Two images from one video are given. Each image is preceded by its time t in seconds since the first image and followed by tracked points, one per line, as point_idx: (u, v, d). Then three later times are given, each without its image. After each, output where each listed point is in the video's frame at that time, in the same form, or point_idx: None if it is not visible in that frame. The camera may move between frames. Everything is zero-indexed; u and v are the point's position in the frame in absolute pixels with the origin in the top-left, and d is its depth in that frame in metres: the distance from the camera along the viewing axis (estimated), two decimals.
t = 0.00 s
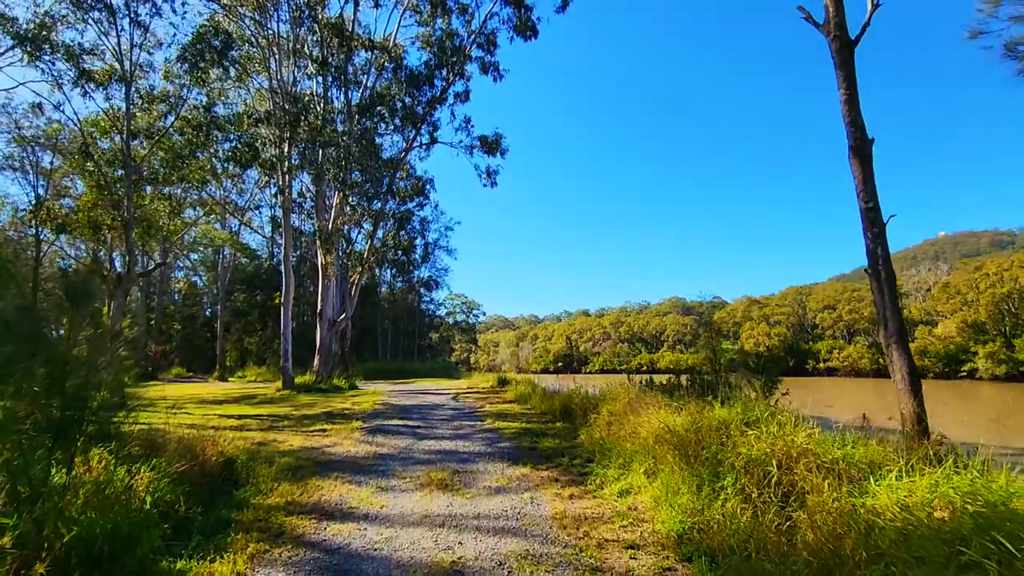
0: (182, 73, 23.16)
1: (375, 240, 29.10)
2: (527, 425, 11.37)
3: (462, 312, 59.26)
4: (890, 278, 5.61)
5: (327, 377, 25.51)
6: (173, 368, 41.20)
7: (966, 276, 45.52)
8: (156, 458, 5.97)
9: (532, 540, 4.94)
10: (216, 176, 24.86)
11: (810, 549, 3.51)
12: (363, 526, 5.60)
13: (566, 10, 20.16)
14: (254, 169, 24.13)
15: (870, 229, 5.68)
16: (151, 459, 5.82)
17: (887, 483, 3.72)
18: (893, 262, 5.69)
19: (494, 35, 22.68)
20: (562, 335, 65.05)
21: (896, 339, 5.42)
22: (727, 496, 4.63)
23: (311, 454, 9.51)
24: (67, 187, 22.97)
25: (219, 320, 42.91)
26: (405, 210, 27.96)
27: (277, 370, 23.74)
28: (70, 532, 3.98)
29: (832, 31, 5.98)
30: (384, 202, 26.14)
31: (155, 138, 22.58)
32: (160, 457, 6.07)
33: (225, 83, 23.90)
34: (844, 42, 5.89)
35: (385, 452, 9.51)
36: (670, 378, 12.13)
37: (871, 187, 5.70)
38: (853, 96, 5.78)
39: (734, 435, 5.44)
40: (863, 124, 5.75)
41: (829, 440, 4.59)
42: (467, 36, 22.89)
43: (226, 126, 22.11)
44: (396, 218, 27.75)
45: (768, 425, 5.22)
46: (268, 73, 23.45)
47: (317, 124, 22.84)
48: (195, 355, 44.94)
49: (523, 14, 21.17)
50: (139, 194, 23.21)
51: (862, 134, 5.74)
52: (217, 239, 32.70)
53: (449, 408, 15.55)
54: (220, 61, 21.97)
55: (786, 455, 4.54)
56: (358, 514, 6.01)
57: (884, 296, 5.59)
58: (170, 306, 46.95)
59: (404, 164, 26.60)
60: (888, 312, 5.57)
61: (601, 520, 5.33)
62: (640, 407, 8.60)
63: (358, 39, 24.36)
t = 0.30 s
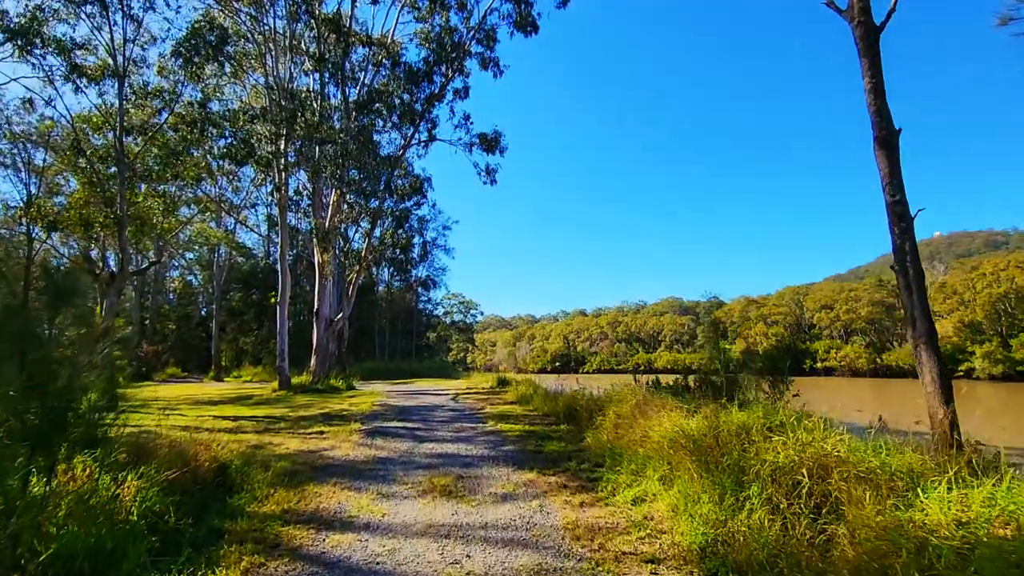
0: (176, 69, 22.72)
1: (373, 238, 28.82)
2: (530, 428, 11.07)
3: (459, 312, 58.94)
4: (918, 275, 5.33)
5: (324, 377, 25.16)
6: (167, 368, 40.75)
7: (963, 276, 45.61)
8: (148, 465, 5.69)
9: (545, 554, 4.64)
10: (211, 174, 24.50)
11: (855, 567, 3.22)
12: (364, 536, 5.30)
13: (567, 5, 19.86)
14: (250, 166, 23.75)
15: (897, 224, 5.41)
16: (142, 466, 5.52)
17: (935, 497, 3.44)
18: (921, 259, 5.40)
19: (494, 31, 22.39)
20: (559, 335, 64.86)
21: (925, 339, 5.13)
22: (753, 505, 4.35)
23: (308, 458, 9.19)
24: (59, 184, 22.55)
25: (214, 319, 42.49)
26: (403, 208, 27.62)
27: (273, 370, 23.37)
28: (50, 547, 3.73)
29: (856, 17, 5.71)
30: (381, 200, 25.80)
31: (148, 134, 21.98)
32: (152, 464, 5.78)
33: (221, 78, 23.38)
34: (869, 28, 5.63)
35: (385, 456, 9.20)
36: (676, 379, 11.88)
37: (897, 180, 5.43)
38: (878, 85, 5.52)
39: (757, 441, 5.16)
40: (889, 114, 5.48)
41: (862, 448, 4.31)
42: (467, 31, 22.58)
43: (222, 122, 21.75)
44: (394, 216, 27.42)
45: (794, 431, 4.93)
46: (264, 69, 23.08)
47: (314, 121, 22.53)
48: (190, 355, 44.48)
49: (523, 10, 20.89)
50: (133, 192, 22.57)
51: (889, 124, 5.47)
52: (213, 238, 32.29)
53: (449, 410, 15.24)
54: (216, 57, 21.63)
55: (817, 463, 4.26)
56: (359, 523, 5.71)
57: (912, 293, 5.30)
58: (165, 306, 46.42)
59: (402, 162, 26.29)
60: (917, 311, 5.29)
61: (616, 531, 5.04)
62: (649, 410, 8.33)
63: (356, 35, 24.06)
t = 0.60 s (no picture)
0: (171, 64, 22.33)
1: (370, 237, 28.52)
2: (532, 429, 10.77)
3: (457, 311, 58.72)
4: (948, 269, 5.02)
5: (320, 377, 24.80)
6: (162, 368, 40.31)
7: (960, 276, 45.64)
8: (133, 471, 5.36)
9: (556, 565, 4.35)
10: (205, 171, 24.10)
11: None
12: (362, 546, 4.98)
13: None
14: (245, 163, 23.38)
15: (925, 216, 5.13)
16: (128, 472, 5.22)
17: (986, 509, 3.13)
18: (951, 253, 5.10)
19: (494, 26, 22.11)
20: (557, 334, 64.61)
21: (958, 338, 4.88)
22: (778, 513, 4.04)
23: (304, 461, 8.87)
24: (50, 181, 22.11)
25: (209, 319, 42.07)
26: (400, 206, 27.31)
27: (268, 370, 22.99)
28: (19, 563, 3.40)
29: None
30: (379, 197, 25.45)
31: (141, 130, 21.54)
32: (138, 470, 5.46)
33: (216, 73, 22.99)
34: (894, 11, 5.34)
35: (383, 458, 8.89)
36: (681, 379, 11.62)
37: (924, 169, 5.15)
38: (904, 69, 5.24)
39: (777, 444, 4.85)
40: (915, 100, 5.20)
41: (897, 452, 4.00)
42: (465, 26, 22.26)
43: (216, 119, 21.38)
44: (392, 214, 27.11)
45: (819, 434, 4.63)
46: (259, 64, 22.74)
47: (310, 118, 22.23)
48: (185, 355, 44.05)
49: (523, 5, 20.61)
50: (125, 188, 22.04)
51: (915, 109, 5.19)
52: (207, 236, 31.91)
53: (448, 410, 14.92)
54: (211, 51, 21.25)
55: (849, 469, 3.95)
56: (357, 531, 5.40)
57: (942, 289, 5.01)
58: (160, 306, 46.00)
59: (399, 159, 25.97)
60: (947, 308, 4.99)
61: (630, 540, 4.75)
62: (657, 411, 8.05)
63: (353, 31, 23.74)
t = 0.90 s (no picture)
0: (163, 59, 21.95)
1: (366, 235, 28.19)
2: (531, 430, 10.45)
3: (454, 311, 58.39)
4: (975, 262, 4.73)
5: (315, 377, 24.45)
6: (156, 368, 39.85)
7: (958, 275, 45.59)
8: (106, 476, 5.04)
9: None
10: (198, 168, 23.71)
11: None
12: (351, 555, 4.67)
13: None
14: (239, 159, 23.01)
15: (950, 206, 4.83)
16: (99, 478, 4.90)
17: None
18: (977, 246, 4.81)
19: (491, 20, 21.80)
20: (554, 334, 64.31)
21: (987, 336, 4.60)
22: (800, 525, 3.74)
23: (294, 464, 8.53)
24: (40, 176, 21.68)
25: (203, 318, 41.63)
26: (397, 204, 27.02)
27: (261, 370, 22.62)
28: None
29: None
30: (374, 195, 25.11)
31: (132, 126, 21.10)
32: (111, 474, 5.13)
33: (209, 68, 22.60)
34: None
35: (377, 461, 8.55)
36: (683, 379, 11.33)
37: (949, 156, 4.86)
38: (927, 49, 4.96)
39: (795, 448, 4.54)
40: (940, 83, 4.91)
41: (930, 457, 3.68)
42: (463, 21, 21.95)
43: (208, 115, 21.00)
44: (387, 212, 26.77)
45: (841, 438, 4.31)
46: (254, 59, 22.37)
47: (303, 115, 21.92)
48: (179, 355, 43.69)
49: None
50: (115, 184, 21.42)
51: (939, 93, 4.91)
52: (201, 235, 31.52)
53: (444, 411, 14.59)
54: (204, 46, 20.89)
55: (878, 477, 3.63)
56: (346, 540, 5.08)
57: (968, 283, 4.72)
58: (154, 305, 45.54)
59: (395, 156, 25.60)
60: (974, 304, 4.70)
61: (637, 551, 4.45)
62: (662, 412, 7.74)
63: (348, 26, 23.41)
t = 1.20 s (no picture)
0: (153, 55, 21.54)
1: (361, 235, 27.86)
2: (528, 436, 10.13)
3: (451, 311, 58.02)
4: (1002, 265, 4.43)
5: (309, 378, 24.09)
6: (149, 368, 39.45)
7: (955, 275, 45.53)
8: (76, 490, 4.76)
9: None
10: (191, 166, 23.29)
11: None
12: None
13: None
14: (232, 157, 22.66)
15: (974, 202, 4.53)
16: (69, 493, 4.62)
17: None
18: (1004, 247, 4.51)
19: (487, 17, 21.50)
20: (551, 335, 63.92)
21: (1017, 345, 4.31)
22: (820, 547, 3.47)
23: (283, 471, 8.19)
24: (28, 175, 21.29)
25: (197, 318, 41.23)
26: (392, 203, 26.68)
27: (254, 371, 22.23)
28: None
29: None
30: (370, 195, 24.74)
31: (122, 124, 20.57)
32: (80, 490, 4.81)
33: (203, 65, 22.27)
34: None
35: (368, 468, 8.23)
36: (685, 383, 11.02)
37: (973, 151, 4.57)
38: (949, 37, 4.68)
39: (812, 461, 4.25)
40: (963, 75, 4.63)
41: (963, 474, 3.38)
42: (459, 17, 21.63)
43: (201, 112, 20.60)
44: (383, 211, 26.40)
45: (862, 452, 4.01)
46: (247, 56, 22.05)
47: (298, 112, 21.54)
48: (174, 355, 43.31)
49: None
50: (105, 183, 20.58)
51: (963, 84, 4.63)
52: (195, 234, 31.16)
53: (440, 414, 14.27)
54: (196, 42, 20.51)
55: (907, 496, 3.34)
56: (332, 558, 4.77)
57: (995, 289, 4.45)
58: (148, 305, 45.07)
59: (390, 154, 25.27)
60: (1000, 308, 4.42)
61: (643, 572, 4.15)
62: (664, 418, 7.44)
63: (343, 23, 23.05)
